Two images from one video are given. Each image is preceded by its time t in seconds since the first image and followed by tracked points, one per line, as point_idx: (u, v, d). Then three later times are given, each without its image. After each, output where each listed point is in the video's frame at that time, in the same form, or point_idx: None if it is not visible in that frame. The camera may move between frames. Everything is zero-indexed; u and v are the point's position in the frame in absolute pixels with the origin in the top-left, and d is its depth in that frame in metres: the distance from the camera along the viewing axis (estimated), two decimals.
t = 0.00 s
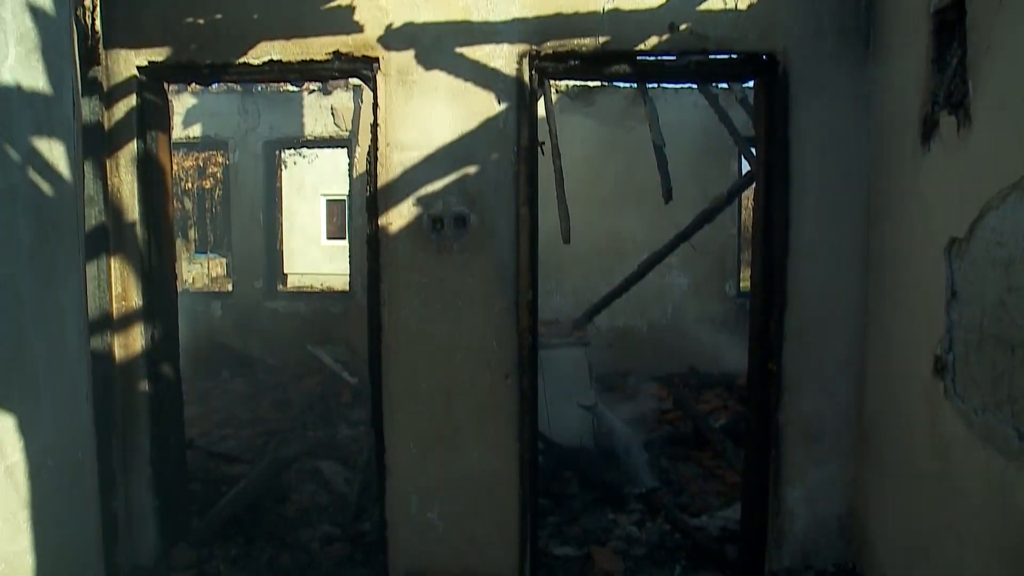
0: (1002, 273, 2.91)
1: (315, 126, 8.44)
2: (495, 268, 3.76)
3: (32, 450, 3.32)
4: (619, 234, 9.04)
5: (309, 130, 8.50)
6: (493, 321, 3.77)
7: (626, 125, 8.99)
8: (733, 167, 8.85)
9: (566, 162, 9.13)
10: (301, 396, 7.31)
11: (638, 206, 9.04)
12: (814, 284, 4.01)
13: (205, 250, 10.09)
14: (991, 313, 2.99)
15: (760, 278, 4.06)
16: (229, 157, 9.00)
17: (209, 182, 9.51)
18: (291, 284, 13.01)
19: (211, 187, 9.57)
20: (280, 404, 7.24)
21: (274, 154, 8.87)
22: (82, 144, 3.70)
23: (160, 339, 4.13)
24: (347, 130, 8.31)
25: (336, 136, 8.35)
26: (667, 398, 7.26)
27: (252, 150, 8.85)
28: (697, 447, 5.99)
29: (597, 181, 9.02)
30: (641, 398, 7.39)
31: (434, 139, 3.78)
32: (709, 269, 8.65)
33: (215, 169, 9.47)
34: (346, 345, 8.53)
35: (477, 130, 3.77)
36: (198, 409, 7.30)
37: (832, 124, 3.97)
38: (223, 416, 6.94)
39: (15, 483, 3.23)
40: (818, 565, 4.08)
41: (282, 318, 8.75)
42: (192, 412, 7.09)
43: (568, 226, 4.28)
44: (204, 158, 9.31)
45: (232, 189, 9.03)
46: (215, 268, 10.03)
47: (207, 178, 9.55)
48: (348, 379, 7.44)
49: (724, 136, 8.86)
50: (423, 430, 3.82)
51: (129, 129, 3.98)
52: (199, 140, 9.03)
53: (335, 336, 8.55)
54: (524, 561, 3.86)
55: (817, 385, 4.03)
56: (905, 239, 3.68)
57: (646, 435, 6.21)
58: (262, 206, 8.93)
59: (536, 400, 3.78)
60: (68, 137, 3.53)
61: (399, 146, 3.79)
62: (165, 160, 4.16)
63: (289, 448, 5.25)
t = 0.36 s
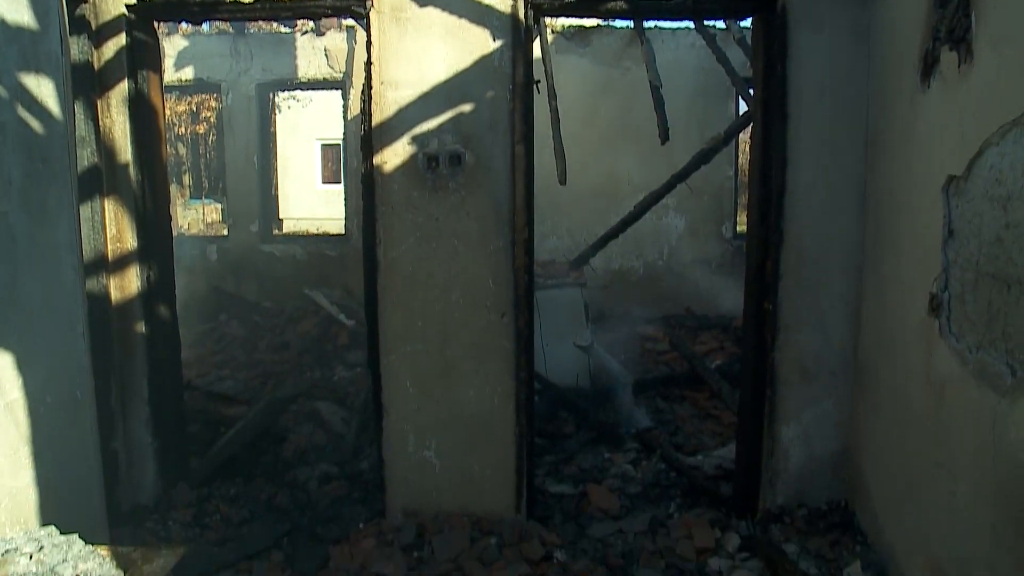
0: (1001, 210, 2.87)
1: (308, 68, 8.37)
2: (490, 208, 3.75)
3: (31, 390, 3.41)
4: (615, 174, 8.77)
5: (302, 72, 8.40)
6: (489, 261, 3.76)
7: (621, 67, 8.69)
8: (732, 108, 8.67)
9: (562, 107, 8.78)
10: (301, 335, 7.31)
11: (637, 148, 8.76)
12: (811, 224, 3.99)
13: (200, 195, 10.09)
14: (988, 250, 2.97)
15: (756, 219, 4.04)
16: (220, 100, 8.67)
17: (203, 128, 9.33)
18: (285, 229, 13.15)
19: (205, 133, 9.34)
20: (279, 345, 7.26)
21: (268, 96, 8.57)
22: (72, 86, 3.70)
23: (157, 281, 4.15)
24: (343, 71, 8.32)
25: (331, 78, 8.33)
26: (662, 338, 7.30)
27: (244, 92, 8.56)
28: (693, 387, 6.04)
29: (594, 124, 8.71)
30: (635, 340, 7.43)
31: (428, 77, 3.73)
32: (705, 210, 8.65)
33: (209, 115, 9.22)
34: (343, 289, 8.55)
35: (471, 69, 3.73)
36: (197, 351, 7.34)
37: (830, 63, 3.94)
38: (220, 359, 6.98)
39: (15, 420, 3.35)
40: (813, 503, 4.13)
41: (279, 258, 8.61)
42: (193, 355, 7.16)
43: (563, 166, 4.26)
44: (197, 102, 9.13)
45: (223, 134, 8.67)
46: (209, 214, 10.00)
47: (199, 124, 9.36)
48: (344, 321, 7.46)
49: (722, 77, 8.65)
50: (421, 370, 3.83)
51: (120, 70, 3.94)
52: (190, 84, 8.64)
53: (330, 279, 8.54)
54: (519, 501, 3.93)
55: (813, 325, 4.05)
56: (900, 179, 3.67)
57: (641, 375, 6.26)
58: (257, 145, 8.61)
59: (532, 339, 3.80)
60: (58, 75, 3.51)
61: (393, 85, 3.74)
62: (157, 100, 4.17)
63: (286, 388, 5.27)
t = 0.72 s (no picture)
0: (1004, 156, 2.82)
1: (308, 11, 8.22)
2: (491, 151, 3.73)
3: (32, 330, 3.33)
4: (617, 121, 8.69)
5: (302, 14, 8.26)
6: (489, 205, 3.75)
7: (625, 12, 8.57)
8: (734, 55, 8.55)
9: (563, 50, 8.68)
10: (300, 283, 7.31)
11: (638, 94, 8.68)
12: (814, 171, 3.97)
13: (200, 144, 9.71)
14: (990, 199, 2.91)
15: (759, 165, 3.99)
16: (219, 45, 8.57)
17: (201, 73, 9.08)
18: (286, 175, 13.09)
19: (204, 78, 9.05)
20: (279, 290, 7.27)
21: (268, 40, 8.49)
22: (66, 19, 3.60)
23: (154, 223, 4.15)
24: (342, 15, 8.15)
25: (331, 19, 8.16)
26: (663, 287, 7.28)
27: (243, 36, 8.44)
28: (692, 334, 6.04)
29: (596, 69, 8.62)
30: (636, 288, 7.41)
31: (429, 18, 3.67)
32: (708, 159, 8.57)
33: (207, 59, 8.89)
34: (343, 233, 8.51)
35: (472, 9, 3.67)
36: (196, 295, 7.36)
37: (836, 8, 3.89)
38: (221, 304, 6.99)
39: (17, 358, 3.23)
40: (809, 449, 4.17)
41: (277, 206, 8.60)
42: (193, 299, 7.19)
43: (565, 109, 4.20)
44: (195, 45, 8.89)
45: (221, 78, 8.62)
46: (209, 161, 9.94)
47: (198, 69, 9.05)
48: (343, 267, 7.43)
49: (726, 24, 8.51)
50: (420, 313, 3.85)
51: (117, 10, 3.90)
52: (189, 24, 8.61)
53: (330, 227, 8.54)
54: (519, 445, 3.95)
55: (814, 273, 4.04)
56: (903, 124, 3.65)
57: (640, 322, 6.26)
58: (258, 91, 8.50)
59: (532, 283, 3.78)
60: (52, 13, 3.46)
61: (393, 25, 3.68)
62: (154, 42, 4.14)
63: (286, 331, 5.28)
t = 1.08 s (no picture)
0: (1009, 114, 2.79)
1: None
2: (495, 112, 3.71)
3: (36, 291, 3.33)
4: (621, 84, 8.63)
5: None
6: (493, 166, 3.74)
7: None
8: (739, 15, 8.46)
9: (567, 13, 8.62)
10: (303, 246, 7.30)
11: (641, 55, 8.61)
12: (818, 131, 3.95)
13: (199, 107, 9.40)
14: (996, 157, 2.89)
15: (762, 126, 3.97)
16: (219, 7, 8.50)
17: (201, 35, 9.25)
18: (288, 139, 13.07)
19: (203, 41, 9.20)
20: (281, 254, 7.27)
21: (268, 2, 8.43)
22: None
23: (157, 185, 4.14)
24: None
25: None
26: (666, 249, 7.28)
27: None
28: (694, 295, 6.05)
29: (600, 29, 8.54)
30: (639, 251, 7.41)
31: None
32: (713, 121, 8.53)
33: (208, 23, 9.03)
34: (345, 197, 8.50)
35: None
36: (199, 260, 7.36)
37: None
38: (224, 267, 6.99)
39: (22, 319, 3.23)
40: (811, 409, 4.20)
41: (278, 170, 8.56)
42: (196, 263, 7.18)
43: (569, 67, 4.17)
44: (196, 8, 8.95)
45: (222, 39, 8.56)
46: (210, 126, 9.33)
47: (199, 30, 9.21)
48: (346, 230, 7.43)
49: None
50: (423, 274, 3.85)
51: None
52: None
53: (331, 189, 8.53)
54: (523, 404, 3.98)
55: (818, 234, 4.03)
56: (909, 83, 3.62)
57: (643, 284, 6.27)
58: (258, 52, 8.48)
59: (536, 244, 3.78)
60: None
61: None
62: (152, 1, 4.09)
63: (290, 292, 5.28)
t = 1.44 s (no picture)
0: (1016, 86, 2.77)
1: None
2: (495, 85, 3.69)
3: (37, 267, 3.32)
4: (622, 58, 8.59)
5: None
6: (494, 140, 3.73)
7: None
8: None
9: None
10: (303, 220, 7.29)
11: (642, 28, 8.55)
12: (821, 105, 3.93)
13: (201, 82, 9.29)
14: (1000, 130, 2.87)
15: (765, 100, 3.95)
16: None
17: (200, 9, 9.15)
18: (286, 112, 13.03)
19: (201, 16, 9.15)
20: (282, 228, 7.25)
21: None
22: None
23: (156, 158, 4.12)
24: None
25: None
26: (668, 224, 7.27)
27: None
28: (696, 269, 6.05)
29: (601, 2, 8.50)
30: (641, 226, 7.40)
31: None
32: (715, 93, 8.50)
33: None
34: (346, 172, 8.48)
35: None
36: (200, 235, 7.34)
37: None
38: (225, 243, 6.98)
39: (24, 293, 3.21)
40: (812, 383, 4.21)
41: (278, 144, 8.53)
42: (196, 238, 7.17)
43: (570, 36, 4.15)
44: None
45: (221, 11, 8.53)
46: (209, 101, 9.17)
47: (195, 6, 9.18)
48: (346, 205, 7.41)
49: None
50: (424, 248, 3.84)
51: None
52: None
53: (333, 164, 8.52)
54: (525, 378, 3.99)
55: (820, 207, 4.03)
56: (912, 56, 3.60)
57: (644, 258, 6.27)
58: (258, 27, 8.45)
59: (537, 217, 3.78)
60: None
61: None
62: None
63: (292, 265, 5.28)
